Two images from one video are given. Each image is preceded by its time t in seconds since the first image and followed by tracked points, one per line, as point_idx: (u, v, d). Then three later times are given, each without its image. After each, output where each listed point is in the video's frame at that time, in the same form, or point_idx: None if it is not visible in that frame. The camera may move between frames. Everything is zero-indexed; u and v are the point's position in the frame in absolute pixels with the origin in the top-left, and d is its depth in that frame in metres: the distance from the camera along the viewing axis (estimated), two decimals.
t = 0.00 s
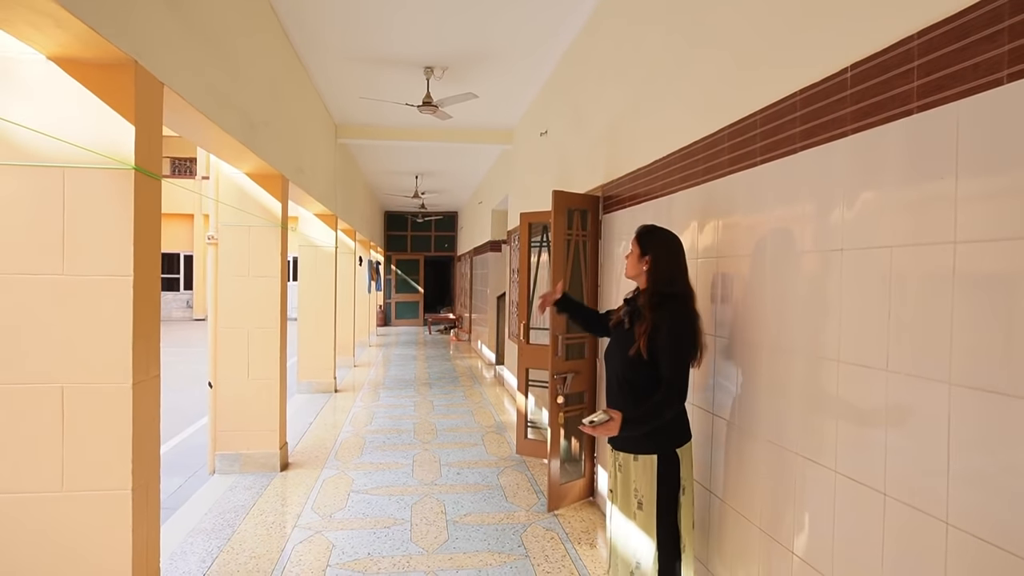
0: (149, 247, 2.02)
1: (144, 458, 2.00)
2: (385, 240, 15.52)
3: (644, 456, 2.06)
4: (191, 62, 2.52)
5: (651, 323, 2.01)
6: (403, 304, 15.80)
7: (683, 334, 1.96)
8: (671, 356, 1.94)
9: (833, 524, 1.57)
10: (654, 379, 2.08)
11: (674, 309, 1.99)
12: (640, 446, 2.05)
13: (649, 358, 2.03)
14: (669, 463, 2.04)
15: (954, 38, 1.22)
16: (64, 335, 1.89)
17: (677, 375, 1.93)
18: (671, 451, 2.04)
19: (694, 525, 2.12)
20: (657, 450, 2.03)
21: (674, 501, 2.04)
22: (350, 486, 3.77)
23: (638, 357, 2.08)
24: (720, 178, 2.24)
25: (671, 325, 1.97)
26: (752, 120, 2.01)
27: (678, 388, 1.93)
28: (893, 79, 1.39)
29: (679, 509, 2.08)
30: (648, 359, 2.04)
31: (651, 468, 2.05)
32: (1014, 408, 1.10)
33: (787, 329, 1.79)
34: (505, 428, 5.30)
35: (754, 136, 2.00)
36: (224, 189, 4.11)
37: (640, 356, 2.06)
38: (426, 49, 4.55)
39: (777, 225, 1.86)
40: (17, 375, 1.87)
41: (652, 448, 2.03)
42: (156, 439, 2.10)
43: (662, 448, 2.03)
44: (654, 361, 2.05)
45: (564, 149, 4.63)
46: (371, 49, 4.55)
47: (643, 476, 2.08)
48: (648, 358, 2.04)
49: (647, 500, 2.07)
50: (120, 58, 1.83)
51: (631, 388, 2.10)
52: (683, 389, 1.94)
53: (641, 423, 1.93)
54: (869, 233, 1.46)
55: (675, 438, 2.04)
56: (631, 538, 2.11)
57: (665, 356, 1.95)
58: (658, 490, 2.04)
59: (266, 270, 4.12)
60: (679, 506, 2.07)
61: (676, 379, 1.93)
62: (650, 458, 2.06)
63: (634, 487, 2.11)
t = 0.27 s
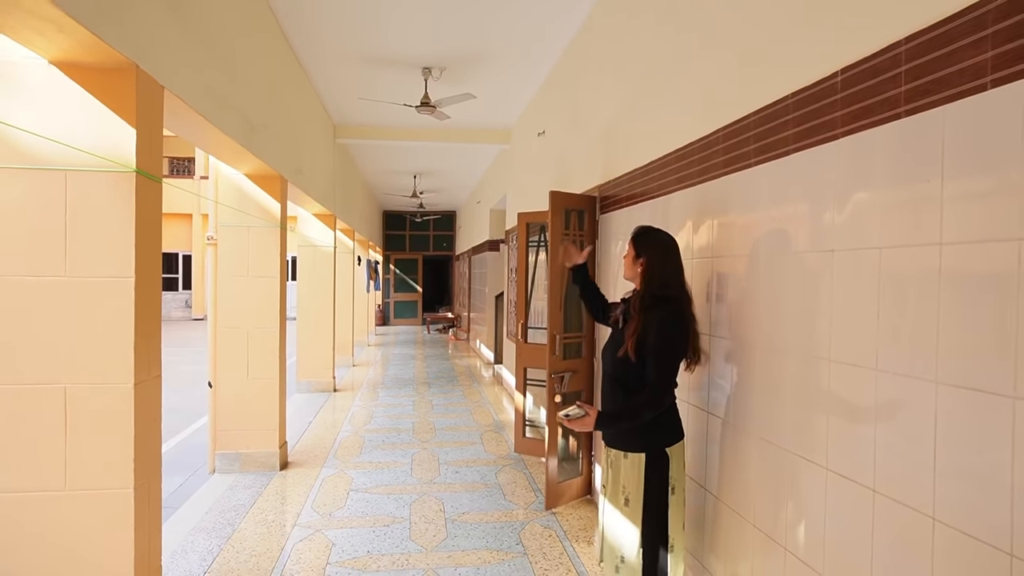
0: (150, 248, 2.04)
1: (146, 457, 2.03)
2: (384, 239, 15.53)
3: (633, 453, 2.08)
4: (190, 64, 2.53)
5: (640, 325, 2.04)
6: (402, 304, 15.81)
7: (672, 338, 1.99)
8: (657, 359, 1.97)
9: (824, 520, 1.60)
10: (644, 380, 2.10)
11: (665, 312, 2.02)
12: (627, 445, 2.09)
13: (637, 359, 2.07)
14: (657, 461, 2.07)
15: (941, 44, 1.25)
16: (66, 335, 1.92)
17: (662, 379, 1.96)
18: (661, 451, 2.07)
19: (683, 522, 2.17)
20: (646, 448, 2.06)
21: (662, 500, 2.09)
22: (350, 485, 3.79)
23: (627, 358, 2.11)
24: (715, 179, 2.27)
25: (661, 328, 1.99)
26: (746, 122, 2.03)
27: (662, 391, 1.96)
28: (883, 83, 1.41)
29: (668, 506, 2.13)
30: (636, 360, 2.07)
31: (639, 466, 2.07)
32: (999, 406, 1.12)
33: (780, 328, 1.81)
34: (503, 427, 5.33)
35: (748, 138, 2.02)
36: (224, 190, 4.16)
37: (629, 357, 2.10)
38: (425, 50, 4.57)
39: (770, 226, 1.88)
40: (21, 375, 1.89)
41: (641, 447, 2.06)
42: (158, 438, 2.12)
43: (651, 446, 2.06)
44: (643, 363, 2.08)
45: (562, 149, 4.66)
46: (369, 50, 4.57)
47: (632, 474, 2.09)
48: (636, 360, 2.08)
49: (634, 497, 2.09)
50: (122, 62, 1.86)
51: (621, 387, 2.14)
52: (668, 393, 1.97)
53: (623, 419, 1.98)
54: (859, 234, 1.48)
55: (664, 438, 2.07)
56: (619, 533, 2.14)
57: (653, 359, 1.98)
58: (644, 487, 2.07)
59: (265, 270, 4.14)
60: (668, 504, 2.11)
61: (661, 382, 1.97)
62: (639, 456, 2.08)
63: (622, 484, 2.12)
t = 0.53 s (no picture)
0: (150, 247, 2.06)
1: (146, 455, 2.04)
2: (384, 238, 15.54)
3: (630, 452, 2.09)
4: (190, 65, 2.54)
5: (643, 324, 2.04)
6: (402, 302, 15.83)
7: (673, 339, 2.00)
8: (658, 360, 1.98)
9: (820, 519, 1.61)
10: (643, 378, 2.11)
11: (668, 313, 2.03)
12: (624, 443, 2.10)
13: (638, 359, 2.07)
14: (655, 460, 2.09)
15: (934, 46, 1.26)
16: (67, 335, 1.93)
17: (662, 380, 1.97)
18: (658, 450, 2.09)
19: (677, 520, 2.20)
20: (643, 447, 2.08)
21: (658, 499, 2.11)
22: (349, 483, 3.81)
23: (627, 357, 2.11)
24: (712, 178, 2.28)
25: (663, 329, 2.00)
26: (743, 123, 2.05)
27: (662, 391, 1.97)
28: (877, 84, 1.42)
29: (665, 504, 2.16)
30: (636, 360, 2.08)
31: (637, 465, 2.08)
32: (992, 405, 1.14)
33: (776, 327, 1.83)
34: (503, 425, 5.34)
35: (745, 138, 2.03)
36: (223, 189, 4.15)
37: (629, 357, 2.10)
38: (424, 49, 4.58)
39: (767, 226, 1.89)
40: (20, 374, 1.90)
41: (639, 445, 2.07)
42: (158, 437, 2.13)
43: (648, 445, 2.08)
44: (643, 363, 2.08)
45: (561, 148, 4.67)
46: (369, 49, 4.58)
47: (629, 473, 2.10)
48: (636, 360, 2.08)
49: (631, 496, 2.09)
50: (122, 63, 1.87)
51: (619, 386, 2.15)
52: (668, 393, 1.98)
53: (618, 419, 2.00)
54: (855, 234, 1.49)
55: (661, 437, 2.09)
56: (615, 530, 2.14)
57: (654, 360, 1.99)
58: (642, 485, 2.08)
59: (265, 269, 4.15)
60: (664, 503, 2.13)
61: (663, 383, 1.97)
62: (636, 455, 2.09)
63: (619, 482, 2.12)
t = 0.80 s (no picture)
0: (148, 243, 2.05)
1: (144, 452, 2.03)
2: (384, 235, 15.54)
3: (635, 450, 2.08)
4: (189, 62, 2.54)
5: (655, 317, 2.04)
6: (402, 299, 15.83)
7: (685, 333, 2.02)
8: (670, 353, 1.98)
9: (819, 517, 1.61)
10: (649, 375, 2.10)
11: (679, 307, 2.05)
12: (630, 440, 2.09)
13: (649, 352, 2.07)
14: (660, 458, 2.08)
15: (934, 42, 1.25)
16: (65, 331, 1.93)
17: (675, 373, 1.98)
18: (662, 447, 2.09)
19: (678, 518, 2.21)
20: (649, 445, 2.07)
21: (662, 499, 2.10)
22: (349, 480, 3.81)
23: (636, 351, 2.11)
24: (712, 176, 2.27)
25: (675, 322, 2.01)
26: (743, 120, 2.04)
27: (676, 387, 1.97)
28: (877, 81, 1.42)
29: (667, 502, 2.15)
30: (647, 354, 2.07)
31: (642, 463, 2.08)
32: (991, 403, 1.13)
33: (775, 324, 1.82)
34: (502, 423, 5.34)
35: (745, 135, 2.03)
36: (222, 185, 4.15)
37: (640, 350, 2.09)
38: (424, 46, 4.57)
39: (766, 223, 1.89)
40: (17, 371, 1.90)
41: (644, 443, 2.06)
42: (156, 434, 2.13)
43: (653, 443, 2.07)
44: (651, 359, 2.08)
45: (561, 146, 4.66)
46: (369, 46, 4.58)
47: (634, 472, 2.09)
48: (647, 353, 2.08)
49: (636, 495, 2.09)
50: (120, 59, 1.86)
51: (624, 381, 2.13)
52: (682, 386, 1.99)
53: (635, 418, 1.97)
54: (855, 232, 1.48)
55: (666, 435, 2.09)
56: (619, 529, 2.14)
57: (665, 353, 2.00)
58: (647, 483, 2.08)
59: (264, 266, 4.15)
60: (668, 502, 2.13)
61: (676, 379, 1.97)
62: (641, 453, 2.08)
63: (624, 482, 2.12)
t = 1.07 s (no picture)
0: (147, 241, 2.05)
1: (143, 450, 2.03)
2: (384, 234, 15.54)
3: (641, 449, 2.09)
4: (188, 59, 2.53)
5: (664, 312, 2.05)
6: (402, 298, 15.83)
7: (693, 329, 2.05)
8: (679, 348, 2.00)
9: (819, 516, 1.61)
10: (656, 371, 2.09)
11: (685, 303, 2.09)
12: (640, 439, 2.08)
13: (659, 348, 2.05)
14: (665, 456, 2.11)
15: (934, 39, 1.24)
16: (64, 329, 1.92)
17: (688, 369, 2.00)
18: (667, 445, 2.11)
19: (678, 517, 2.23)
20: (655, 444, 2.09)
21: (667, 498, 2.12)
22: (348, 479, 3.81)
23: (646, 347, 2.08)
24: (711, 174, 2.27)
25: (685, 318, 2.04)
26: (742, 117, 2.04)
27: (691, 383, 2.00)
28: (877, 78, 1.41)
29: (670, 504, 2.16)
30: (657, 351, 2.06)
31: (648, 462, 2.09)
32: (991, 402, 1.13)
33: (775, 323, 1.82)
34: (502, 422, 5.34)
35: (744, 133, 2.02)
36: (221, 183, 4.13)
37: (650, 346, 2.07)
38: (424, 44, 4.56)
39: (766, 221, 1.88)
40: (15, 370, 1.90)
41: (650, 442, 2.08)
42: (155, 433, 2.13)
43: (660, 441, 2.09)
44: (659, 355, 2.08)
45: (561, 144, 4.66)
46: (368, 45, 4.57)
47: (641, 472, 2.10)
48: (657, 349, 2.06)
49: (644, 495, 2.11)
50: (118, 57, 1.86)
51: (632, 378, 2.11)
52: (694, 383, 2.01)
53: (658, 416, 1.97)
54: (855, 230, 1.48)
55: (670, 433, 2.11)
56: (625, 530, 2.14)
57: (678, 350, 2.01)
58: (655, 481, 2.10)
59: (264, 265, 4.15)
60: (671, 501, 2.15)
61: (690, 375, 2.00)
62: (647, 452, 2.09)
63: (630, 482, 2.12)
